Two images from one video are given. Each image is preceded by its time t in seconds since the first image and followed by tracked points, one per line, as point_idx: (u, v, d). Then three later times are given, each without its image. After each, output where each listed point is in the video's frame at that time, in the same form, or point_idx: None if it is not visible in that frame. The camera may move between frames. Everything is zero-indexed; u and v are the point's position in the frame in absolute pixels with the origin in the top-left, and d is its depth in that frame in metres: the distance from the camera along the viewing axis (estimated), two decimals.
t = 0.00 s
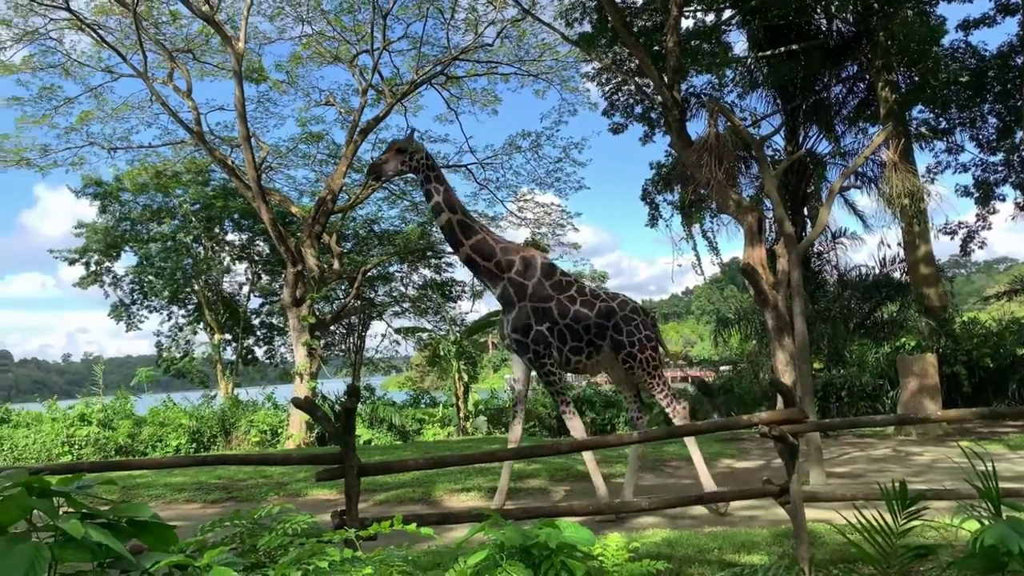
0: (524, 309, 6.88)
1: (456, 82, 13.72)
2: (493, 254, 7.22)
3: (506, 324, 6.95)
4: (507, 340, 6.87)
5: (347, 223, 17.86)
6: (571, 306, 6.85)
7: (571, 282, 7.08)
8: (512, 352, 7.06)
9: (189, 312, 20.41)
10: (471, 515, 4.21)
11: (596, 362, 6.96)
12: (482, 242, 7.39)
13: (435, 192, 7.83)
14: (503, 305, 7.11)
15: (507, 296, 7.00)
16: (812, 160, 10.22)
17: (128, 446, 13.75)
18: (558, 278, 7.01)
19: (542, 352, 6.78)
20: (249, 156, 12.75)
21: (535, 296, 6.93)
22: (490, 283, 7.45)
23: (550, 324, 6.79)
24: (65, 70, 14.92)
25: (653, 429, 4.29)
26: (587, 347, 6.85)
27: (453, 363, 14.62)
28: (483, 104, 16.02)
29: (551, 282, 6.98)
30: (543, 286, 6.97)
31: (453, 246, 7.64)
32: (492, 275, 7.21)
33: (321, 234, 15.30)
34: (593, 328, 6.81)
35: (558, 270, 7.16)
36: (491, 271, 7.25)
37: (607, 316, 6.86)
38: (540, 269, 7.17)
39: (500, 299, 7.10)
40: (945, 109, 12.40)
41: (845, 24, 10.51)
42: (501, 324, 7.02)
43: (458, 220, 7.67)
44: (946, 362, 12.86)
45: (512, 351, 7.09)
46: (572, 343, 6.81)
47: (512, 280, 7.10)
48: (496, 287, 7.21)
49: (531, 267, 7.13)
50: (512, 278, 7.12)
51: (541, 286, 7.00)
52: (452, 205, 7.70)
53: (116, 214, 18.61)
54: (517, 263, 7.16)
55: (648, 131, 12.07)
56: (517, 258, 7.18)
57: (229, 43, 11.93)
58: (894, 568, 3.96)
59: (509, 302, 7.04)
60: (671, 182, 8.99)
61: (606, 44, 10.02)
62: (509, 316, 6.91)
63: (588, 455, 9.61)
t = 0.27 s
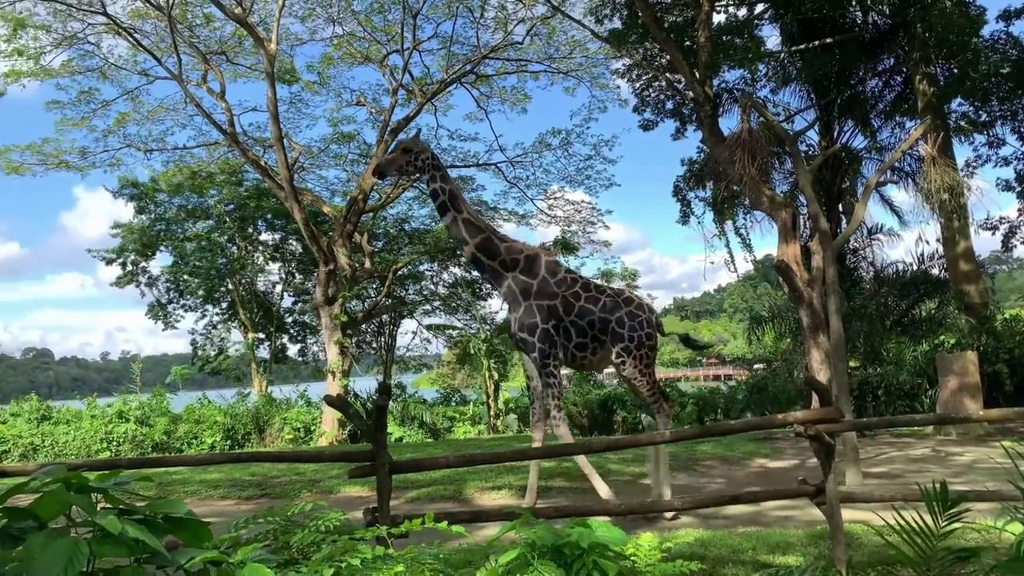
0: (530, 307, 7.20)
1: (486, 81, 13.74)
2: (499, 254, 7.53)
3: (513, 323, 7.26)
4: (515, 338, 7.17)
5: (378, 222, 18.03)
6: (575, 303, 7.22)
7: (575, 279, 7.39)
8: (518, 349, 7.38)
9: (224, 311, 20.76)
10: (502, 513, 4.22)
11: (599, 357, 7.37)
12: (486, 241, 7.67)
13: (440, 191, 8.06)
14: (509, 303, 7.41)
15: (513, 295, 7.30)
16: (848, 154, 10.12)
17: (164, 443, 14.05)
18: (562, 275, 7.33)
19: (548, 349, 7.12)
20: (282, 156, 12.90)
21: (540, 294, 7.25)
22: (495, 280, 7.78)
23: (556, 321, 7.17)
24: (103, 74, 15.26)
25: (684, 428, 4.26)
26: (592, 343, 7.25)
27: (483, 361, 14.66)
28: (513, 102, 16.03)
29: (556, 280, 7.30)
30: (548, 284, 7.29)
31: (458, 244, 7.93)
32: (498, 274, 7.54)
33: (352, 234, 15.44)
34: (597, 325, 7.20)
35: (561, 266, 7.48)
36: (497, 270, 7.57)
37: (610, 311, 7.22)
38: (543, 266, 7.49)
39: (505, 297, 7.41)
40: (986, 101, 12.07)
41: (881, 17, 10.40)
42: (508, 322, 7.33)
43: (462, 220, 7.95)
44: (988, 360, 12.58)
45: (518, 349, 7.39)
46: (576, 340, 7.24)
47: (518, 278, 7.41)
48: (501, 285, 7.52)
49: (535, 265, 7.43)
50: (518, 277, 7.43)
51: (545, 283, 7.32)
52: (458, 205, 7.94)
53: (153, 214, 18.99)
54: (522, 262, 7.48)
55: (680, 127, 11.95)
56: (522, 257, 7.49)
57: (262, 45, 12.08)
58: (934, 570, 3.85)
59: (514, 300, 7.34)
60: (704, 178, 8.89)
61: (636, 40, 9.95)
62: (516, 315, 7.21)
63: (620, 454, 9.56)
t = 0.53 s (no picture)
0: (532, 304, 7.35)
1: (509, 81, 13.73)
2: (504, 252, 7.74)
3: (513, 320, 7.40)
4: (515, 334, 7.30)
5: (403, 222, 18.14)
6: (579, 302, 7.29)
7: (583, 280, 7.48)
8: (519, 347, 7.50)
9: (250, 311, 21.00)
10: (527, 513, 4.21)
11: (602, 357, 7.40)
12: (492, 240, 7.92)
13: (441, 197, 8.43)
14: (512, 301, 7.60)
15: (517, 291, 7.47)
16: (876, 152, 9.94)
17: (192, 442, 14.16)
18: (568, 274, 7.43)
19: (546, 347, 7.21)
20: (307, 157, 13.00)
21: (543, 292, 7.39)
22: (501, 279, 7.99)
23: (558, 320, 7.26)
24: (132, 78, 15.50)
25: (711, 428, 4.22)
26: (595, 343, 7.28)
27: (507, 361, 14.66)
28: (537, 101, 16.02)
29: (562, 279, 7.43)
30: (553, 283, 7.43)
31: (463, 244, 8.24)
32: (503, 271, 7.74)
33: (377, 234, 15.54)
34: (601, 324, 7.24)
35: (569, 265, 7.60)
36: (502, 268, 7.76)
37: (616, 311, 7.25)
38: (550, 265, 7.63)
39: (509, 295, 7.59)
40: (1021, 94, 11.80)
41: (910, 11, 10.24)
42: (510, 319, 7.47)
43: (465, 221, 8.25)
44: None
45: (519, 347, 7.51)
46: (580, 339, 7.27)
47: (522, 277, 7.59)
48: (506, 283, 7.72)
49: (541, 263, 7.60)
50: (522, 275, 7.61)
51: (550, 282, 7.46)
52: (461, 208, 8.26)
53: (181, 216, 19.27)
54: (527, 260, 7.65)
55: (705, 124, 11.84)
56: (527, 255, 7.66)
57: (287, 47, 12.19)
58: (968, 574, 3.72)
59: (517, 297, 7.52)
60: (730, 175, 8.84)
61: (660, 38, 9.90)
62: (517, 311, 7.37)
63: (645, 454, 9.50)
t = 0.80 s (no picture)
0: (541, 305, 7.33)
1: (545, 79, 13.70)
2: (515, 253, 7.73)
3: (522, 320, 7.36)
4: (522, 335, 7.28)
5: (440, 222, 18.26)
6: (590, 304, 7.28)
7: (595, 282, 7.49)
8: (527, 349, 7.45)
9: (291, 311, 21.35)
10: (565, 512, 4.20)
11: (612, 360, 7.35)
12: (503, 241, 7.93)
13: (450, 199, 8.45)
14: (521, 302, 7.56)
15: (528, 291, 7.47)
16: (923, 146, 9.62)
17: (235, 440, 14.47)
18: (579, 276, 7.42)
19: (555, 348, 7.19)
20: (345, 159, 13.15)
21: (553, 293, 7.37)
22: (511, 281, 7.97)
23: (568, 321, 7.22)
24: (175, 82, 15.88)
25: (752, 428, 4.15)
26: (606, 345, 7.24)
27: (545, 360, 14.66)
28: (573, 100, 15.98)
29: (574, 279, 7.42)
30: (563, 284, 7.42)
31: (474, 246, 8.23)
32: (514, 272, 7.73)
33: (414, 234, 15.67)
34: (612, 325, 7.22)
35: (580, 267, 7.60)
36: (513, 269, 7.76)
37: (627, 313, 7.26)
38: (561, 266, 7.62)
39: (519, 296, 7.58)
40: None
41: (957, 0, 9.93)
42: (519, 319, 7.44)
43: (476, 223, 8.25)
44: None
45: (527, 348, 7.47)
46: (591, 340, 7.22)
47: (533, 278, 7.58)
48: (517, 284, 7.70)
49: (553, 264, 7.59)
50: (533, 276, 7.60)
51: (560, 284, 7.44)
52: (471, 209, 8.25)
53: (223, 218, 19.67)
54: (538, 261, 7.64)
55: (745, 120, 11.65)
56: (538, 256, 7.65)
57: (325, 50, 12.35)
58: None
59: (527, 297, 7.50)
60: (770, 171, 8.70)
61: (698, 33, 9.77)
62: (526, 312, 7.33)
63: (684, 454, 9.41)
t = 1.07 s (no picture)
0: (542, 306, 7.29)
1: (578, 77, 13.64)
2: (518, 253, 7.71)
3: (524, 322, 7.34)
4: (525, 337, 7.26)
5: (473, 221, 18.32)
6: (594, 303, 7.29)
7: (597, 280, 7.48)
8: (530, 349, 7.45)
9: (325, 310, 21.62)
10: (598, 511, 4.18)
11: (617, 360, 7.36)
12: (504, 243, 7.90)
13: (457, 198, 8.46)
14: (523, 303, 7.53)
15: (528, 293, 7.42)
16: (965, 140, 9.40)
17: (271, 438, 14.71)
18: (583, 276, 7.41)
19: (559, 348, 7.18)
20: (378, 159, 13.23)
21: (555, 294, 7.33)
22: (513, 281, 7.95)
23: (571, 322, 7.22)
24: (212, 86, 16.15)
25: (789, 428, 4.09)
26: (611, 343, 7.26)
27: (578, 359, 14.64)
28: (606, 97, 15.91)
29: (576, 279, 7.39)
30: (565, 284, 7.38)
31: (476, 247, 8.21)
32: (517, 274, 7.71)
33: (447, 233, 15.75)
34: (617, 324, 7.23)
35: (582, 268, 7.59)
36: (515, 270, 7.73)
37: (632, 312, 7.28)
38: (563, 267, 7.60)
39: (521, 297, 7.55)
40: None
41: None
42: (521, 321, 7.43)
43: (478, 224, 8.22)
44: None
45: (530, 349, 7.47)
46: (595, 340, 7.26)
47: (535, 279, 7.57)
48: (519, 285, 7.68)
49: (555, 264, 7.57)
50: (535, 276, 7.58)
51: (562, 284, 7.40)
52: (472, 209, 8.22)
53: (259, 218, 19.99)
54: (540, 262, 7.63)
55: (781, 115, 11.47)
56: (541, 257, 7.64)
57: (358, 51, 12.46)
58: None
59: (529, 299, 7.46)
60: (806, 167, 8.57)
61: (732, 28, 9.66)
62: (527, 313, 7.31)
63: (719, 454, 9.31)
